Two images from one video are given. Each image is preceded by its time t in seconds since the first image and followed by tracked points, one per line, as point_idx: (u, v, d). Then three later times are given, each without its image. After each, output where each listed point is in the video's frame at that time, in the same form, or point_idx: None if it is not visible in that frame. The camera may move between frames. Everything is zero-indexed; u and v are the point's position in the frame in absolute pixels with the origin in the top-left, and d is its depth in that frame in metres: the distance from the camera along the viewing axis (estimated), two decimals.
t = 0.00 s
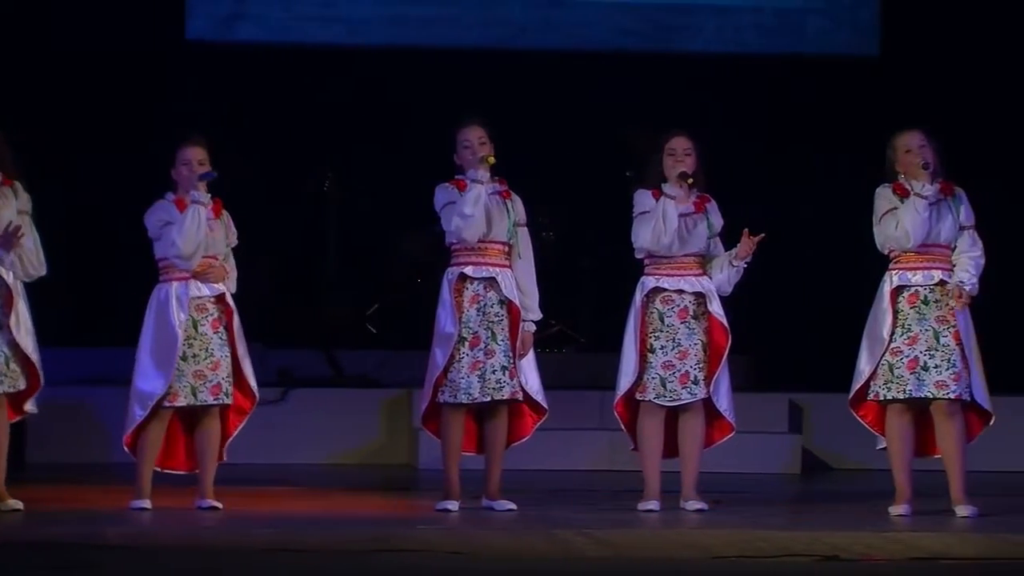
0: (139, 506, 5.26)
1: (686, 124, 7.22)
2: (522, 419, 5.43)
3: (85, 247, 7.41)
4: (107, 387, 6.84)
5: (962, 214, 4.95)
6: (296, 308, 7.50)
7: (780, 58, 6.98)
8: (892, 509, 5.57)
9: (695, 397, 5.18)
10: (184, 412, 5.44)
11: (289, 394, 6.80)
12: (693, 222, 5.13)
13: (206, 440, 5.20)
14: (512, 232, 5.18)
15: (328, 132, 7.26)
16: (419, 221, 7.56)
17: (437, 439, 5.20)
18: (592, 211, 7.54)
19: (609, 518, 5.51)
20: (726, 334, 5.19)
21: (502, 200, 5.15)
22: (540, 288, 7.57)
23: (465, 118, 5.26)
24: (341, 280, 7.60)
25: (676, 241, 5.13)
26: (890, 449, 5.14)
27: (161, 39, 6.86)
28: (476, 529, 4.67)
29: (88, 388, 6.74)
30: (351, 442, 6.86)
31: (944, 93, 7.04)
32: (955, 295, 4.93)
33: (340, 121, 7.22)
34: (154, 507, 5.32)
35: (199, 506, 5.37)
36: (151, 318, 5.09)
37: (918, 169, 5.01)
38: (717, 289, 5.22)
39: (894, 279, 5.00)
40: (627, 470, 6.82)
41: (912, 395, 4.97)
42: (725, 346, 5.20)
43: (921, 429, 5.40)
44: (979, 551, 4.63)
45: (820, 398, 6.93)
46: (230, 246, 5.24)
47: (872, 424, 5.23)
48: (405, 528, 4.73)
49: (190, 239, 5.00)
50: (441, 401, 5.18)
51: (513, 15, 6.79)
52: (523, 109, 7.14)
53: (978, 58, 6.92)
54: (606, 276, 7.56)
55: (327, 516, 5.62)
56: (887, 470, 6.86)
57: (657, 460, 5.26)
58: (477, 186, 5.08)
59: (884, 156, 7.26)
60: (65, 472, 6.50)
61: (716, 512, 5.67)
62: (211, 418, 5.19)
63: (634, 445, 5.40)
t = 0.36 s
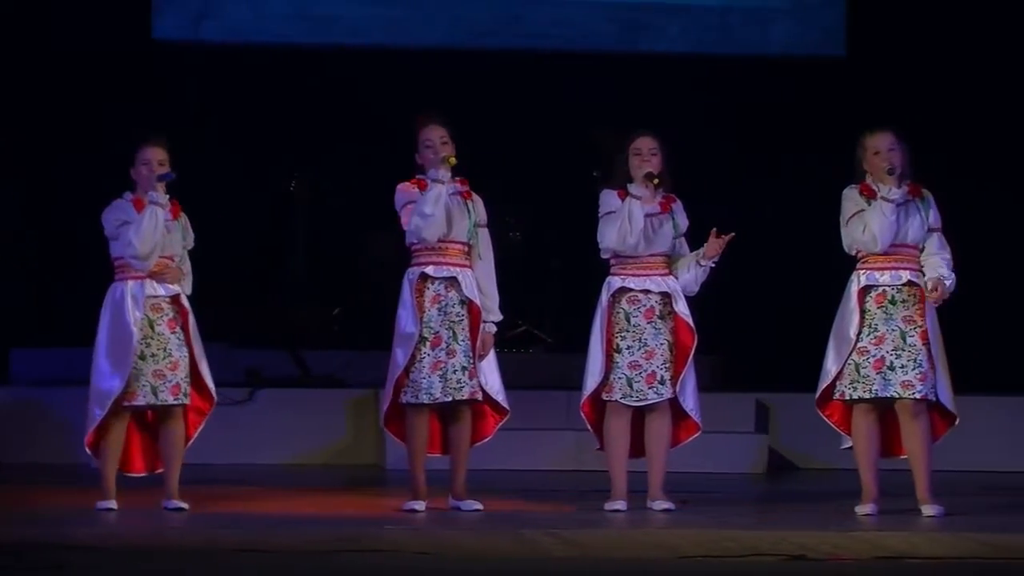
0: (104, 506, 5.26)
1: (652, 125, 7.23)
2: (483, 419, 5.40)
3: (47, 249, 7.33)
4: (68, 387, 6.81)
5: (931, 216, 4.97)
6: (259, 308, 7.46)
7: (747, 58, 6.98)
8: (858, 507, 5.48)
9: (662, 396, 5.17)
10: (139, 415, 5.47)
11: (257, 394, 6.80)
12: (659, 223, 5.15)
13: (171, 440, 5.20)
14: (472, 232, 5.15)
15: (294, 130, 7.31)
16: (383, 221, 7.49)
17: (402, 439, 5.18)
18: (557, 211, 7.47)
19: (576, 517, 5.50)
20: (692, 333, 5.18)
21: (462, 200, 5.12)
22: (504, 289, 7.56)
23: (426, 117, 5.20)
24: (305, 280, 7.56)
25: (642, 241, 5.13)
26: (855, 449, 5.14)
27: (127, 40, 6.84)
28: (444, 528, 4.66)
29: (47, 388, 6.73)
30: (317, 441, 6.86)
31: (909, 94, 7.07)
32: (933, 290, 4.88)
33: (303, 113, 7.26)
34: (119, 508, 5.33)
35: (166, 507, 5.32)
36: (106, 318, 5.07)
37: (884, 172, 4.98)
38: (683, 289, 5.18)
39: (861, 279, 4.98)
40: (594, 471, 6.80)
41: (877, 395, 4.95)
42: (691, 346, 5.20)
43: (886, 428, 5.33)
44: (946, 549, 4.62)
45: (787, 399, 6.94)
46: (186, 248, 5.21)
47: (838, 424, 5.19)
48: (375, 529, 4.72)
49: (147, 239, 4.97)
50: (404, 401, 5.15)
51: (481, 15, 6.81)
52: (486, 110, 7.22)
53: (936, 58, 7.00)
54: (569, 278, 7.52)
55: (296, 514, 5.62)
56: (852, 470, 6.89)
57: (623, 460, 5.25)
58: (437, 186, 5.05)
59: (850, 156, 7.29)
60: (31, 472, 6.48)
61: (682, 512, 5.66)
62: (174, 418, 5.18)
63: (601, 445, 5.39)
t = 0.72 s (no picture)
0: (62, 506, 5.11)
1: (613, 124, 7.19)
2: (442, 418, 5.26)
3: None
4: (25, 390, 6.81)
5: (893, 216, 4.84)
6: (220, 307, 7.54)
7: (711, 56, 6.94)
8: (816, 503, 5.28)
9: (622, 395, 5.06)
10: (92, 415, 5.38)
11: (215, 394, 6.77)
12: (617, 222, 5.04)
13: (126, 440, 5.09)
14: (429, 232, 4.94)
15: (256, 131, 7.33)
16: (341, 220, 7.62)
17: (359, 442, 4.95)
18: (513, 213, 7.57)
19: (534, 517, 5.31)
20: (652, 333, 5.07)
21: (420, 199, 4.91)
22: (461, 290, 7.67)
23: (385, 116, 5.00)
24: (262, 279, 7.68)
25: (601, 241, 5.02)
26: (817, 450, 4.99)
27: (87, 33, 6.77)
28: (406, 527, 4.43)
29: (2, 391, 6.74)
30: (274, 442, 6.85)
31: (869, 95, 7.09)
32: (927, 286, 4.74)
33: (265, 114, 7.30)
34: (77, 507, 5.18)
35: (123, 506, 5.20)
36: (54, 316, 4.96)
37: (848, 172, 4.85)
38: (643, 288, 5.09)
39: (823, 279, 4.86)
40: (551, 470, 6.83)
41: (842, 395, 4.81)
42: (651, 346, 5.08)
43: (843, 429, 5.21)
44: (925, 547, 4.42)
45: (745, 398, 6.98)
46: (140, 248, 5.13)
47: (800, 423, 5.04)
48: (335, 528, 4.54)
49: (94, 238, 4.88)
50: (359, 402, 4.92)
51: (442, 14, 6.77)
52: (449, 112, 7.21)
53: (899, 60, 7.00)
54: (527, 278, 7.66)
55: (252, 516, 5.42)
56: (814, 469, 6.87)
57: (582, 462, 5.12)
58: (394, 183, 4.85)
59: (812, 158, 7.31)
60: None
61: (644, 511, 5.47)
62: (127, 417, 5.07)
63: (559, 446, 5.29)
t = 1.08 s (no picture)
0: (23, 507, 5.05)
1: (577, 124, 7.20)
2: (406, 417, 5.18)
3: None
4: None
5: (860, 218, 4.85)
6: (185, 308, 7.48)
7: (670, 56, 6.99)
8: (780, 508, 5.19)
9: (586, 395, 5.02)
10: (54, 415, 5.27)
11: (177, 394, 6.75)
12: (581, 221, 5.01)
13: (88, 442, 4.97)
14: (396, 232, 4.89)
15: (225, 131, 7.34)
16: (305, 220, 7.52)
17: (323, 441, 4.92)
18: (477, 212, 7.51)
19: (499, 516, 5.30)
20: (613, 332, 5.05)
21: (387, 199, 4.87)
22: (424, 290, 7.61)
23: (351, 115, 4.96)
24: (228, 279, 7.55)
25: (564, 240, 4.99)
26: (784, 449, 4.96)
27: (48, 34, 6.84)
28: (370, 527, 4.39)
29: None
30: (237, 442, 6.84)
31: (832, 95, 7.21)
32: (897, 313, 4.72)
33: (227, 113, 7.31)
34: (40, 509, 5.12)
35: (85, 507, 5.13)
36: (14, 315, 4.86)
37: (815, 174, 4.85)
38: (606, 286, 5.07)
39: (794, 280, 4.86)
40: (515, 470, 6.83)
41: (813, 395, 4.80)
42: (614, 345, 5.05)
43: (812, 428, 5.18)
44: (889, 547, 4.39)
45: (708, 397, 7.00)
46: (107, 244, 4.99)
47: (768, 423, 5.08)
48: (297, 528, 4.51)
49: (49, 242, 4.75)
50: (325, 401, 4.88)
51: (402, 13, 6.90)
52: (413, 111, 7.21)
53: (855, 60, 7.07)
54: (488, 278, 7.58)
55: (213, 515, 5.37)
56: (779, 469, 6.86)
57: (546, 462, 5.08)
58: (361, 184, 4.82)
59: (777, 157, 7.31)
60: None
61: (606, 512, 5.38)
62: (87, 419, 4.95)
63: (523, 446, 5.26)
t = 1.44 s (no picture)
0: None
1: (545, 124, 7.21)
2: (371, 415, 5.14)
3: None
4: None
5: (827, 218, 4.84)
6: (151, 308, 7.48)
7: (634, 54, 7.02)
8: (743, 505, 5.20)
9: (551, 395, 4.99)
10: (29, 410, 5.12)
11: (141, 395, 6.78)
12: (545, 220, 4.99)
13: (55, 443, 4.89)
14: (366, 231, 4.89)
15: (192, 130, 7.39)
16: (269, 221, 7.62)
17: (289, 440, 4.91)
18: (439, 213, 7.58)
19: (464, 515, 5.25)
20: (578, 332, 5.01)
21: (356, 199, 4.86)
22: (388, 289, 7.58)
23: (323, 116, 4.95)
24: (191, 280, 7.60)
25: (529, 240, 4.97)
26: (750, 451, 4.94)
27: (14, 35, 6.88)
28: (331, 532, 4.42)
29: None
30: (202, 442, 6.85)
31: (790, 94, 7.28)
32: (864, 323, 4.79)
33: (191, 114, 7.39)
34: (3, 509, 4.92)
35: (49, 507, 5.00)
36: None
37: (782, 174, 4.85)
38: (570, 284, 5.03)
39: (765, 281, 4.84)
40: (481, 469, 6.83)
41: (785, 396, 4.78)
42: (578, 344, 5.03)
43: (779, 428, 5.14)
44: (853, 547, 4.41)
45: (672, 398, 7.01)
46: (78, 244, 4.91)
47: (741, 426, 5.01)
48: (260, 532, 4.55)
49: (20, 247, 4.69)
50: (293, 401, 4.86)
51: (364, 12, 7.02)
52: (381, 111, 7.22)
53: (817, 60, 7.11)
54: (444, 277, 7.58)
55: (172, 515, 5.32)
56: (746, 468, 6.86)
57: (509, 462, 5.06)
58: (332, 184, 4.79)
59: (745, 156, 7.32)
60: None
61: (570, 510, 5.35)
62: (57, 420, 4.87)
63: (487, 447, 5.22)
